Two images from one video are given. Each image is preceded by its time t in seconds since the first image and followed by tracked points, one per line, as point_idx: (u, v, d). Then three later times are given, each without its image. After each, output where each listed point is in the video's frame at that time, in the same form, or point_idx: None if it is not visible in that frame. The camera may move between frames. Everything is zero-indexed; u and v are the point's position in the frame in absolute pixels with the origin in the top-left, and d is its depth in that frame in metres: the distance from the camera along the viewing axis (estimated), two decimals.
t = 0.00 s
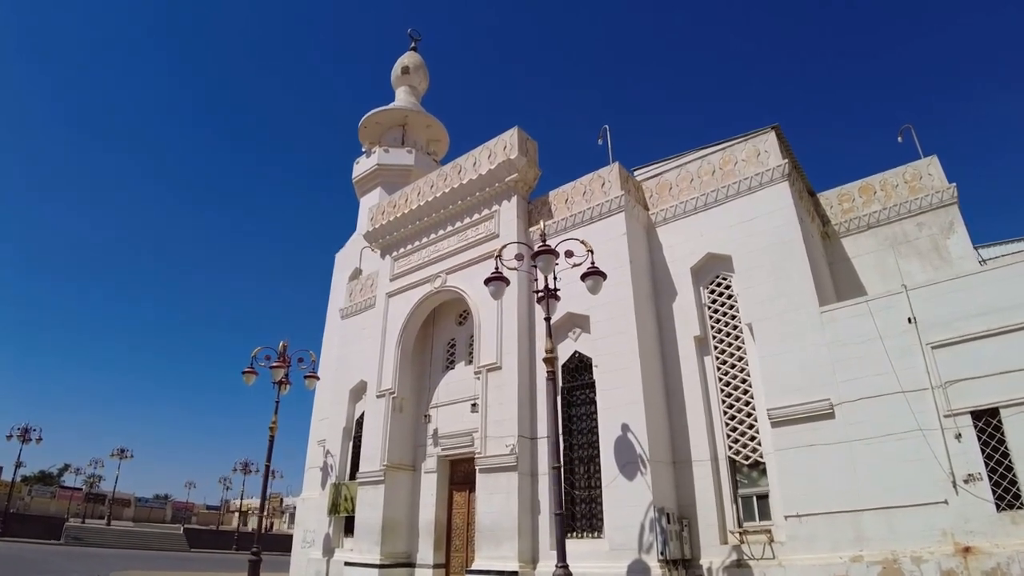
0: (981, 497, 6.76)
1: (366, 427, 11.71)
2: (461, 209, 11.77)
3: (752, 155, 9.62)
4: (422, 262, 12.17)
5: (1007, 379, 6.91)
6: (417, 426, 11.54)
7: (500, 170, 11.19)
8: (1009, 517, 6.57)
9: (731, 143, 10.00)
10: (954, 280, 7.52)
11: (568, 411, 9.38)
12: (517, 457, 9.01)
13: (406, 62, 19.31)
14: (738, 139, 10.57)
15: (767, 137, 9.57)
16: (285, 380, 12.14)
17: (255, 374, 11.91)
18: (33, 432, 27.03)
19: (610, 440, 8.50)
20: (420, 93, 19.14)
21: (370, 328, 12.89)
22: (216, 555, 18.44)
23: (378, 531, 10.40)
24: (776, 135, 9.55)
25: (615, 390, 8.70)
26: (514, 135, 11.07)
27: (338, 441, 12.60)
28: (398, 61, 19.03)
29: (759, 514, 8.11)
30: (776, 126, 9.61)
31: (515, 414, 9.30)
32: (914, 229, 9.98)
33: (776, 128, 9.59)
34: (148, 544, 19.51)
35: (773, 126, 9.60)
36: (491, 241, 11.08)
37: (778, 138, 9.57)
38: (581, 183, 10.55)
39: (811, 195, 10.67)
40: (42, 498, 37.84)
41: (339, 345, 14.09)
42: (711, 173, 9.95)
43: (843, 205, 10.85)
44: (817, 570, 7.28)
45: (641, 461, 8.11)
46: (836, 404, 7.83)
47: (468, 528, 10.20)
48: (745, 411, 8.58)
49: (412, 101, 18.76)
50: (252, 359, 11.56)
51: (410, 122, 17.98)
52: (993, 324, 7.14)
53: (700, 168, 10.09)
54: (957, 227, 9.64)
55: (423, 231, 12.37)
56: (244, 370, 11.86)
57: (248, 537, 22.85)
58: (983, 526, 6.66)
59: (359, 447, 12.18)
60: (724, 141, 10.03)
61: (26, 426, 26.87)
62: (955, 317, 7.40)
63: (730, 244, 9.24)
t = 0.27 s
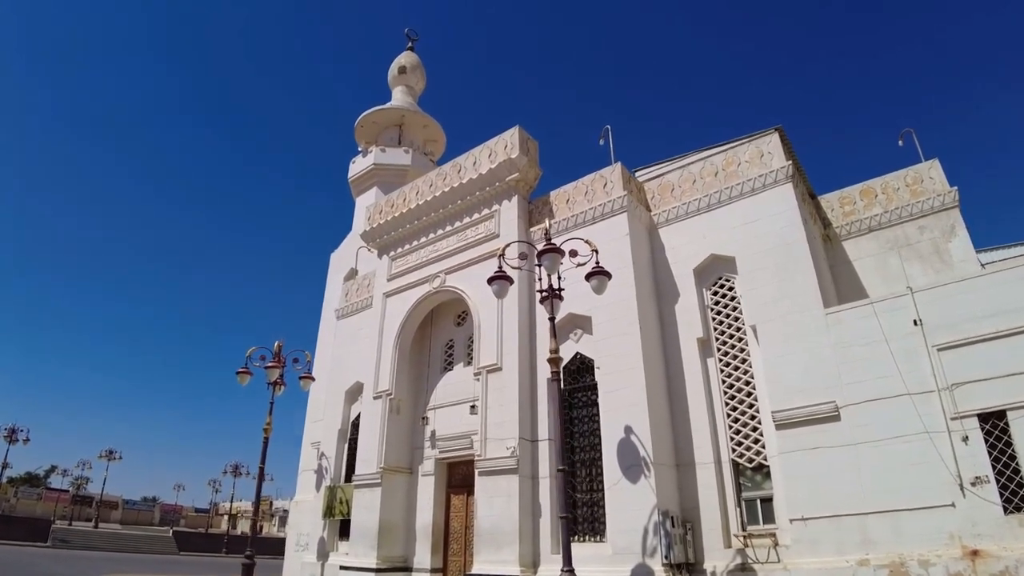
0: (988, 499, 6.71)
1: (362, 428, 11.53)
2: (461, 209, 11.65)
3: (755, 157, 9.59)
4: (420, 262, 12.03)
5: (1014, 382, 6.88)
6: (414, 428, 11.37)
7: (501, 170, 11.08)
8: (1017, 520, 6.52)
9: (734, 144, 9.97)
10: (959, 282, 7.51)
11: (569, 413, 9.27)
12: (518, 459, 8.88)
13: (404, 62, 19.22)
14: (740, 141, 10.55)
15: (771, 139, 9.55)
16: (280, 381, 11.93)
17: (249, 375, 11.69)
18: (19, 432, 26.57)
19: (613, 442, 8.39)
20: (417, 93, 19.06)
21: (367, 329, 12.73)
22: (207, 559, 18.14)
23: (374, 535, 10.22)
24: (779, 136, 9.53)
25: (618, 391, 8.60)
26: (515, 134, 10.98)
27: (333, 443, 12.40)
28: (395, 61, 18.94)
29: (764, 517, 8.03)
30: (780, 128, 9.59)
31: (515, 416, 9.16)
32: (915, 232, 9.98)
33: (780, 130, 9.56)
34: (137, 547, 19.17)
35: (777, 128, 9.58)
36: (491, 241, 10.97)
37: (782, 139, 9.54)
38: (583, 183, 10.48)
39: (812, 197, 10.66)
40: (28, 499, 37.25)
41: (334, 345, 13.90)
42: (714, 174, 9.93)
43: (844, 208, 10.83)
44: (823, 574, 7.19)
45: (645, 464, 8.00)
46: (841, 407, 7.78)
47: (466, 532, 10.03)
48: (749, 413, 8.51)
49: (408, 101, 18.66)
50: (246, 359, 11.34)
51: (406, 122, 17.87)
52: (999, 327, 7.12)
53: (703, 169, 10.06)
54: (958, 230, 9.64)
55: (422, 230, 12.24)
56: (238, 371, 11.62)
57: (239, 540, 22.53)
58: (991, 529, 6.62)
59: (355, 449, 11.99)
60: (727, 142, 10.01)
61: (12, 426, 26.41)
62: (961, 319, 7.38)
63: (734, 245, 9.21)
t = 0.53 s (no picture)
0: (995, 502, 6.68)
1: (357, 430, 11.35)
2: (460, 209, 11.53)
3: (758, 158, 9.57)
4: (418, 261, 11.89)
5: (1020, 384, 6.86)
6: (411, 430, 11.21)
7: (501, 169, 10.98)
8: None
9: (736, 146, 9.95)
10: (964, 284, 7.49)
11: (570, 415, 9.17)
12: (518, 462, 8.76)
13: (400, 62, 19.13)
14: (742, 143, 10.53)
15: (774, 140, 9.53)
16: (274, 381, 11.73)
17: (243, 375, 11.49)
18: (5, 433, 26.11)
19: (616, 445, 8.29)
20: (413, 93, 18.98)
21: (364, 329, 12.58)
22: (197, 562, 17.85)
23: (370, 538, 10.05)
24: (782, 138, 9.51)
25: (621, 393, 8.50)
26: (515, 133, 10.88)
27: (328, 445, 12.21)
28: (392, 60, 18.86)
29: (767, 520, 7.97)
30: (782, 129, 9.57)
31: (516, 418, 9.05)
32: (916, 236, 9.99)
33: (782, 132, 9.55)
34: (127, 550, 18.83)
35: (780, 129, 9.56)
36: (490, 241, 10.85)
37: (785, 141, 9.51)
38: (584, 183, 10.41)
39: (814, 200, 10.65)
40: (13, 501, 36.62)
41: (329, 346, 13.72)
42: (716, 175, 9.90)
43: (844, 211, 10.84)
44: None
45: (648, 466, 7.90)
46: (846, 409, 7.74)
47: (464, 535, 9.89)
48: (752, 416, 8.45)
49: (405, 101, 18.58)
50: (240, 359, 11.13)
51: (403, 122, 17.78)
52: (1004, 329, 7.10)
53: (705, 170, 10.02)
54: (959, 233, 9.66)
55: (420, 230, 12.11)
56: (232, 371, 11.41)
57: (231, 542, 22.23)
58: (997, 532, 6.58)
59: (350, 451, 11.82)
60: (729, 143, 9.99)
61: None
62: (966, 321, 7.36)
63: (737, 246, 9.18)
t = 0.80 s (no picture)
0: (1001, 505, 6.65)
1: (353, 431, 11.18)
2: (459, 208, 11.41)
3: (761, 160, 9.54)
4: (416, 261, 11.75)
5: None
6: (408, 432, 11.06)
7: (501, 168, 10.88)
8: None
9: (738, 147, 9.93)
10: (969, 286, 7.48)
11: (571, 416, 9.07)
12: (519, 463, 8.64)
13: (397, 61, 19.03)
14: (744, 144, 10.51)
15: (776, 142, 9.51)
16: (268, 381, 11.52)
17: (237, 374, 11.28)
18: None
19: (618, 446, 8.20)
20: (410, 93, 18.87)
21: (360, 329, 12.42)
22: (186, 565, 17.52)
23: (366, 541, 9.88)
24: (785, 140, 9.49)
25: (623, 394, 8.41)
26: (516, 132, 10.79)
27: (322, 447, 12.02)
28: (388, 60, 18.76)
29: (770, 523, 7.91)
30: (785, 131, 9.56)
31: (516, 419, 8.93)
32: (916, 239, 9.99)
33: (785, 133, 9.54)
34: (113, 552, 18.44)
35: (783, 131, 9.55)
36: (490, 240, 10.75)
37: (788, 143, 9.49)
38: (586, 183, 10.34)
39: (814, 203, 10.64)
40: None
41: (324, 346, 13.54)
42: (719, 176, 9.87)
43: (845, 214, 10.83)
44: None
45: (651, 469, 7.81)
46: (850, 411, 7.70)
47: (462, 539, 9.75)
48: (755, 418, 8.40)
49: (401, 101, 18.47)
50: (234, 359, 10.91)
51: (399, 121, 17.67)
52: (1009, 331, 7.08)
53: (707, 171, 9.99)
54: (959, 237, 9.67)
55: (419, 229, 11.98)
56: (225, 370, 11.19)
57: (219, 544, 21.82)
58: (1004, 534, 6.55)
59: (346, 453, 11.64)
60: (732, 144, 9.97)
61: None
62: (970, 323, 7.34)
63: (740, 248, 9.14)
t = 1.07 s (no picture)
0: (1006, 507, 6.63)
1: (349, 433, 11.02)
2: (458, 208, 11.31)
3: (763, 162, 9.53)
4: (414, 261, 11.63)
5: None
6: (405, 433, 10.92)
7: (502, 168, 10.80)
8: None
9: (740, 149, 9.92)
10: (972, 289, 7.48)
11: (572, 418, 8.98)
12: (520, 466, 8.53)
13: (393, 61, 18.92)
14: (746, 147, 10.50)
15: (779, 144, 9.50)
16: (262, 382, 11.32)
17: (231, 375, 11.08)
18: None
19: (621, 449, 8.12)
20: (406, 93, 18.78)
21: (357, 329, 12.27)
22: (176, 568, 17.21)
23: (362, 544, 9.72)
24: (787, 142, 9.48)
25: (626, 396, 8.34)
26: (517, 132, 10.71)
27: (316, 448, 11.84)
28: (385, 59, 18.66)
29: (773, 526, 7.86)
30: (787, 133, 9.55)
31: (517, 420, 8.83)
32: (915, 243, 10.01)
33: (787, 135, 9.53)
34: (100, 555, 18.10)
35: (785, 133, 9.54)
36: (490, 240, 10.65)
37: (790, 145, 9.49)
38: (587, 183, 10.28)
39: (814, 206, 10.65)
40: None
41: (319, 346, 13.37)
42: (721, 178, 9.85)
43: (844, 217, 10.83)
44: None
45: (654, 471, 7.73)
46: (854, 414, 7.69)
47: (460, 542, 9.62)
48: (758, 420, 8.37)
49: (398, 100, 18.36)
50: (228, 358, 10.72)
51: (396, 121, 17.57)
52: (1013, 334, 7.07)
53: (709, 173, 9.97)
54: (959, 241, 9.70)
55: (417, 228, 11.86)
56: (219, 370, 10.99)
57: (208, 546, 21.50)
58: (1009, 537, 6.52)
59: (341, 455, 11.47)
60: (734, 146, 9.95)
61: None
62: (974, 326, 7.33)
63: (742, 250, 9.12)
